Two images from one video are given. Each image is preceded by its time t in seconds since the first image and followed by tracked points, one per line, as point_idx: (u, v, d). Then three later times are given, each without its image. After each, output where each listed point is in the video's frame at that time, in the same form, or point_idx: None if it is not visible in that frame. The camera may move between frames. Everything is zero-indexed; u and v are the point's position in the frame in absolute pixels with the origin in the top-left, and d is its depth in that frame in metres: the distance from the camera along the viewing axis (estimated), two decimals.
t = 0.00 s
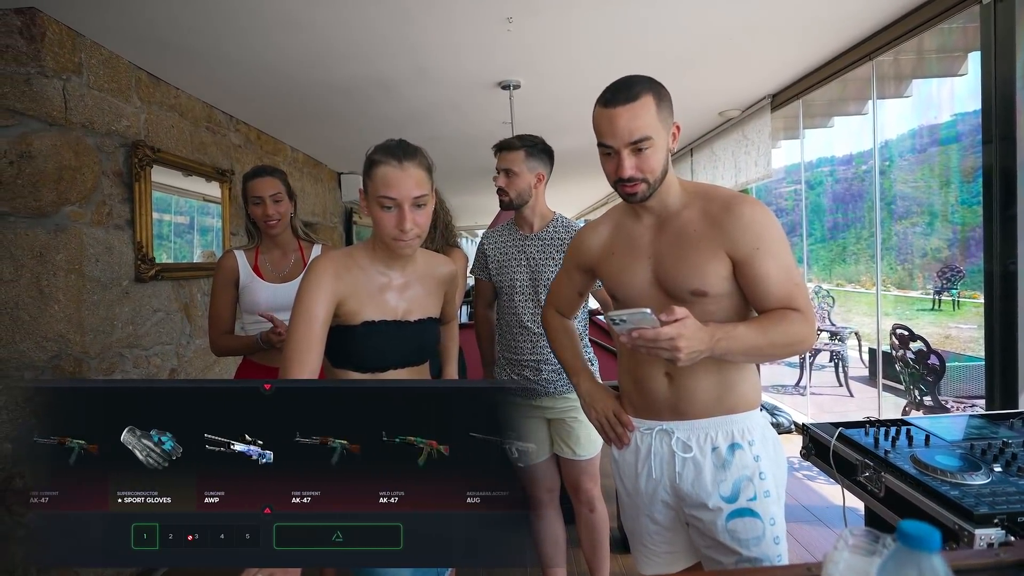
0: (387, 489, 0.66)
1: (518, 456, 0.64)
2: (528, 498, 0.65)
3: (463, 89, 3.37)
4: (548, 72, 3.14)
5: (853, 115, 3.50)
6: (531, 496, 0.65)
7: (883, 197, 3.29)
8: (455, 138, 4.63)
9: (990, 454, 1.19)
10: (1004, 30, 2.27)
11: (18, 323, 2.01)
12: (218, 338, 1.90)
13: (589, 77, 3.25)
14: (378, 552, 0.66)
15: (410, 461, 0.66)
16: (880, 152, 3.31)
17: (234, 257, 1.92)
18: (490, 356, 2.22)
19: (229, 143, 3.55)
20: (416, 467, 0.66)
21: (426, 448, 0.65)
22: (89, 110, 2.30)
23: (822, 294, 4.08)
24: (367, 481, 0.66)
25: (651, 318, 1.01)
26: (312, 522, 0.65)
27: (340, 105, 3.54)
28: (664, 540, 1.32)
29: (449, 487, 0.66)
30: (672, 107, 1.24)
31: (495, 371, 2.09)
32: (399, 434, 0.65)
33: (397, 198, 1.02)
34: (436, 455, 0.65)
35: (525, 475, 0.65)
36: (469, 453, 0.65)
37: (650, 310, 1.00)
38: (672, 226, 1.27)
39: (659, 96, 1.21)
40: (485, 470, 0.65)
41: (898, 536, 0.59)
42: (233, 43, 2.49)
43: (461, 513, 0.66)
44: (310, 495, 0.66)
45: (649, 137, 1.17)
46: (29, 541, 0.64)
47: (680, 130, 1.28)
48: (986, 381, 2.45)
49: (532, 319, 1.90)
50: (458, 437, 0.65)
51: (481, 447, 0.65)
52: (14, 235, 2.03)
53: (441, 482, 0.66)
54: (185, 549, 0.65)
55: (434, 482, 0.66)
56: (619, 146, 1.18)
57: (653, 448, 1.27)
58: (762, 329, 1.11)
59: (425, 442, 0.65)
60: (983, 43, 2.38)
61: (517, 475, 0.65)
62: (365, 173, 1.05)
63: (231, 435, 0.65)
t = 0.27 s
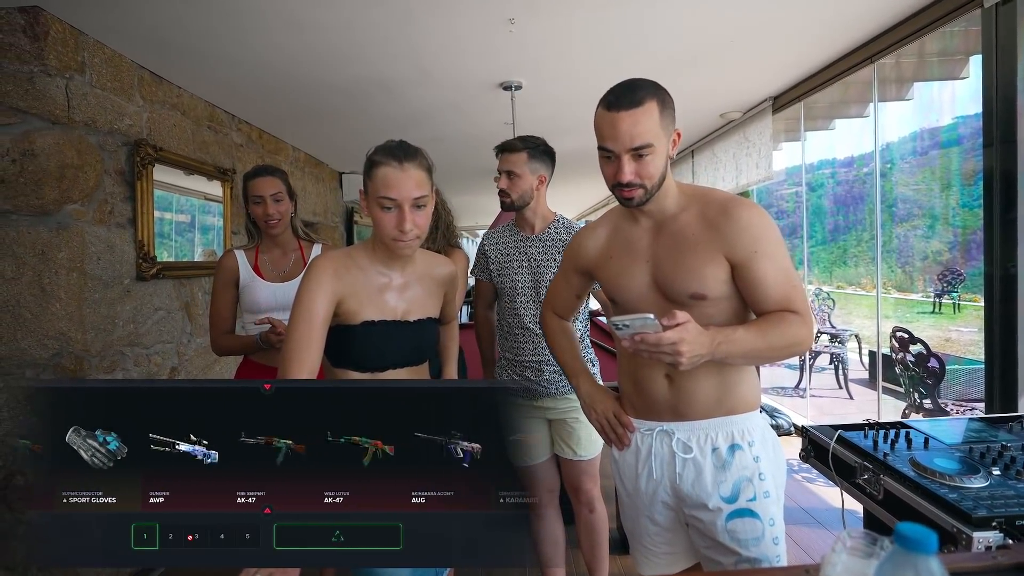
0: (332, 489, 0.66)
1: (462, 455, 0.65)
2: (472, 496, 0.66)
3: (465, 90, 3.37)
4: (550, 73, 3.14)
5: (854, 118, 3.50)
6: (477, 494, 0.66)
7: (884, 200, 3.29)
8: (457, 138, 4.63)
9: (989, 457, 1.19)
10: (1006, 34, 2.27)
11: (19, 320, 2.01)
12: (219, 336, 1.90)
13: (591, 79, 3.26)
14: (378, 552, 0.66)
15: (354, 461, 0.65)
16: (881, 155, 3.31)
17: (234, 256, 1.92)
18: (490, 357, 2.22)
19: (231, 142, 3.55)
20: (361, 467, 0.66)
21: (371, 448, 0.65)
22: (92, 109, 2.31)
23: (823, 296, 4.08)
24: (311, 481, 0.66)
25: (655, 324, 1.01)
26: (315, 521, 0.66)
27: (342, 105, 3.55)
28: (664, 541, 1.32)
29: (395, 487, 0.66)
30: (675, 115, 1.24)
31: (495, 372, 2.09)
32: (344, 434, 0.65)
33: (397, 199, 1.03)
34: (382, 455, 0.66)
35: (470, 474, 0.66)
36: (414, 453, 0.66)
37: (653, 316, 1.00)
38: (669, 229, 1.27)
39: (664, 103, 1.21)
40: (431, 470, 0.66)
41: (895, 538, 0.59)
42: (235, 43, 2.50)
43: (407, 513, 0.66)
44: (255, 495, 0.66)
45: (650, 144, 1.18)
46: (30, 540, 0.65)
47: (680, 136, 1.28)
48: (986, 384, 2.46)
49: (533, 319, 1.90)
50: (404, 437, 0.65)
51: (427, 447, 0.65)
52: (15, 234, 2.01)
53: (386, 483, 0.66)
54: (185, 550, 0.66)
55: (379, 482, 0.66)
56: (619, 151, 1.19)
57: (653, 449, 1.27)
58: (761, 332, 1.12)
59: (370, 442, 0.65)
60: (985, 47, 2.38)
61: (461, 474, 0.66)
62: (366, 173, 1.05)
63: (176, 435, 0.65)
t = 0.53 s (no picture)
0: (286, 489, 0.66)
1: (417, 454, 0.66)
2: (426, 497, 0.66)
3: (467, 90, 3.37)
4: (552, 74, 3.14)
5: (856, 120, 3.50)
6: (431, 494, 0.66)
7: (885, 202, 3.29)
8: (458, 138, 4.64)
9: (987, 460, 1.19)
10: (1009, 37, 2.27)
11: (20, 317, 2.01)
12: (219, 334, 1.91)
13: (592, 79, 3.26)
14: (379, 552, 0.66)
15: (308, 461, 0.66)
16: (882, 158, 3.31)
17: (235, 254, 1.92)
18: (490, 357, 2.22)
19: (233, 141, 3.55)
20: (315, 467, 0.66)
21: (325, 448, 0.66)
22: (94, 107, 2.31)
23: (823, 299, 4.08)
24: (265, 481, 0.66)
25: (659, 330, 1.00)
26: (315, 521, 0.66)
27: (343, 104, 3.55)
28: (664, 540, 1.32)
29: (348, 488, 0.66)
30: (671, 119, 1.23)
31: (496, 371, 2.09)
32: (298, 434, 0.65)
33: (398, 199, 1.03)
34: (335, 455, 0.66)
35: (425, 474, 0.66)
36: (367, 453, 0.66)
37: (657, 321, 0.99)
38: (665, 233, 1.27)
39: (661, 108, 1.21)
40: (385, 470, 0.66)
41: (891, 538, 0.59)
42: (238, 41, 2.50)
43: (360, 514, 0.66)
44: (208, 495, 0.66)
45: (647, 150, 1.17)
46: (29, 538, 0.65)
47: (676, 139, 1.27)
48: (986, 387, 2.46)
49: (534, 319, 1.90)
50: (358, 437, 0.65)
51: (380, 446, 0.66)
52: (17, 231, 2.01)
53: (340, 484, 0.66)
54: (185, 550, 0.65)
55: (333, 482, 0.66)
56: (615, 156, 1.18)
57: (654, 448, 1.27)
58: (760, 334, 1.12)
59: (324, 442, 0.65)
60: (987, 50, 2.38)
61: (415, 475, 0.66)
62: (367, 173, 1.05)
63: (130, 434, 0.64)
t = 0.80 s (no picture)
0: (246, 489, 0.65)
1: (378, 455, 0.66)
2: (387, 497, 0.66)
3: (469, 89, 3.38)
4: (554, 74, 3.14)
5: (858, 123, 3.49)
6: (392, 495, 0.66)
7: (886, 206, 3.29)
8: (460, 138, 4.64)
9: (986, 462, 1.19)
10: (1012, 41, 2.27)
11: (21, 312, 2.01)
12: (220, 330, 1.91)
13: (595, 80, 3.26)
14: (379, 552, 0.66)
15: (268, 461, 0.65)
16: (883, 161, 3.31)
17: (236, 250, 1.92)
18: (490, 356, 2.22)
19: (235, 138, 3.56)
20: (276, 467, 0.66)
21: (286, 448, 0.65)
22: (97, 102, 2.31)
23: (823, 302, 4.08)
24: (227, 481, 0.66)
25: (659, 333, 0.99)
26: (314, 522, 0.66)
27: (346, 102, 3.55)
28: (665, 539, 1.32)
29: (309, 488, 0.66)
30: (662, 122, 1.23)
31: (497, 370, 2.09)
32: (259, 434, 0.65)
33: (398, 197, 1.03)
34: (297, 455, 0.66)
35: (386, 475, 0.66)
36: (327, 452, 0.66)
37: (658, 325, 0.98)
38: (662, 234, 1.27)
39: (651, 113, 1.21)
40: (345, 471, 0.66)
41: (888, 536, 0.59)
42: (241, 38, 2.50)
43: (321, 514, 0.66)
44: (169, 495, 0.65)
45: (638, 155, 1.17)
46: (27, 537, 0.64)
47: (668, 142, 1.27)
48: (985, 391, 2.46)
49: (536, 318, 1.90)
50: (318, 437, 0.65)
51: (341, 446, 0.66)
52: (18, 225, 1.97)
53: (300, 484, 0.66)
54: (185, 550, 0.65)
55: (313, 482, 0.66)
56: (607, 162, 1.18)
57: (656, 447, 1.27)
58: (759, 334, 1.12)
59: (285, 442, 0.65)
60: (990, 54, 2.37)
61: (376, 476, 0.66)
62: (369, 170, 1.05)
63: (91, 434, 0.64)
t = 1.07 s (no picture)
0: (210, 488, 0.65)
1: (341, 455, 0.66)
2: (352, 497, 0.66)
3: (470, 88, 3.38)
4: (556, 73, 3.14)
5: (859, 124, 3.49)
6: (356, 495, 0.66)
7: (887, 207, 3.29)
8: (461, 137, 4.64)
9: (985, 463, 1.19)
10: (1012, 42, 2.27)
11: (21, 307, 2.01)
12: (220, 327, 1.91)
13: (596, 79, 3.26)
14: (379, 552, 0.66)
15: (233, 461, 0.66)
16: (884, 163, 3.31)
17: (237, 247, 1.92)
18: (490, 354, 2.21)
19: (236, 135, 3.56)
20: (240, 467, 0.66)
21: (251, 447, 0.66)
22: (98, 98, 2.31)
23: (823, 303, 4.08)
24: (190, 482, 0.65)
25: (660, 338, 1.00)
26: (314, 521, 0.66)
27: (347, 101, 3.55)
28: (665, 538, 1.32)
29: (273, 488, 0.66)
30: (658, 123, 1.23)
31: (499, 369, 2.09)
32: (223, 434, 0.66)
33: (399, 195, 1.03)
34: (260, 455, 0.66)
35: (350, 475, 0.66)
36: (292, 452, 0.66)
37: (659, 329, 0.99)
38: (660, 234, 1.27)
39: (646, 113, 1.20)
40: (309, 470, 0.66)
41: (886, 534, 0.59)
42: (242, 36, 2.50)
43: (285, 514, 0.66)
44: (133, 495, 0.65)
45: (634, 157, 1.17)
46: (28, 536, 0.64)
47: (664, 144, 1.27)
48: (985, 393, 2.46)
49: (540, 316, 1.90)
50: (282, 437, 0.66)
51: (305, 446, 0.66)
52: (19, 219, 1.96)
53: (264, 483, 0.66)
54: (184, 551, 0.65)
55: (315, 482, 0.66)
56: (603, 164, 1.18)
57: (656, 446, 1.27)
58: (758, 333, 1.12)
59: (250, 442, 0.66)
60: (992, 56, 2.37)
61: (341, 476, 0.66)
62: (369, 168, 1.05)
63: (56, 435, 0.64)
